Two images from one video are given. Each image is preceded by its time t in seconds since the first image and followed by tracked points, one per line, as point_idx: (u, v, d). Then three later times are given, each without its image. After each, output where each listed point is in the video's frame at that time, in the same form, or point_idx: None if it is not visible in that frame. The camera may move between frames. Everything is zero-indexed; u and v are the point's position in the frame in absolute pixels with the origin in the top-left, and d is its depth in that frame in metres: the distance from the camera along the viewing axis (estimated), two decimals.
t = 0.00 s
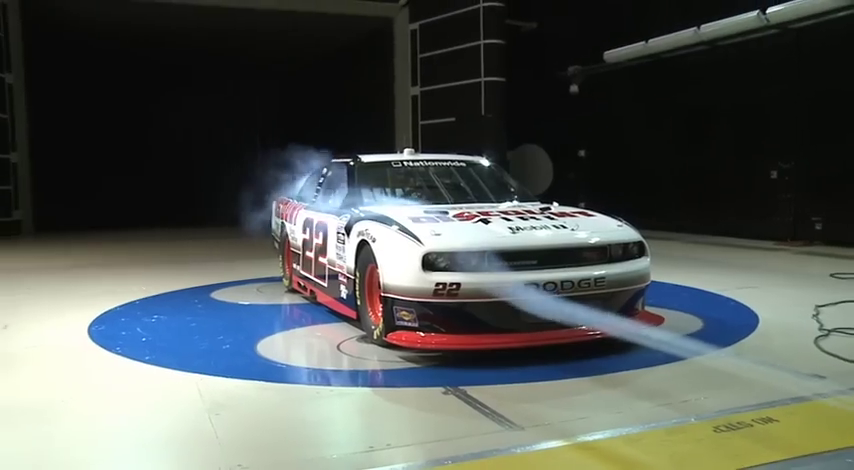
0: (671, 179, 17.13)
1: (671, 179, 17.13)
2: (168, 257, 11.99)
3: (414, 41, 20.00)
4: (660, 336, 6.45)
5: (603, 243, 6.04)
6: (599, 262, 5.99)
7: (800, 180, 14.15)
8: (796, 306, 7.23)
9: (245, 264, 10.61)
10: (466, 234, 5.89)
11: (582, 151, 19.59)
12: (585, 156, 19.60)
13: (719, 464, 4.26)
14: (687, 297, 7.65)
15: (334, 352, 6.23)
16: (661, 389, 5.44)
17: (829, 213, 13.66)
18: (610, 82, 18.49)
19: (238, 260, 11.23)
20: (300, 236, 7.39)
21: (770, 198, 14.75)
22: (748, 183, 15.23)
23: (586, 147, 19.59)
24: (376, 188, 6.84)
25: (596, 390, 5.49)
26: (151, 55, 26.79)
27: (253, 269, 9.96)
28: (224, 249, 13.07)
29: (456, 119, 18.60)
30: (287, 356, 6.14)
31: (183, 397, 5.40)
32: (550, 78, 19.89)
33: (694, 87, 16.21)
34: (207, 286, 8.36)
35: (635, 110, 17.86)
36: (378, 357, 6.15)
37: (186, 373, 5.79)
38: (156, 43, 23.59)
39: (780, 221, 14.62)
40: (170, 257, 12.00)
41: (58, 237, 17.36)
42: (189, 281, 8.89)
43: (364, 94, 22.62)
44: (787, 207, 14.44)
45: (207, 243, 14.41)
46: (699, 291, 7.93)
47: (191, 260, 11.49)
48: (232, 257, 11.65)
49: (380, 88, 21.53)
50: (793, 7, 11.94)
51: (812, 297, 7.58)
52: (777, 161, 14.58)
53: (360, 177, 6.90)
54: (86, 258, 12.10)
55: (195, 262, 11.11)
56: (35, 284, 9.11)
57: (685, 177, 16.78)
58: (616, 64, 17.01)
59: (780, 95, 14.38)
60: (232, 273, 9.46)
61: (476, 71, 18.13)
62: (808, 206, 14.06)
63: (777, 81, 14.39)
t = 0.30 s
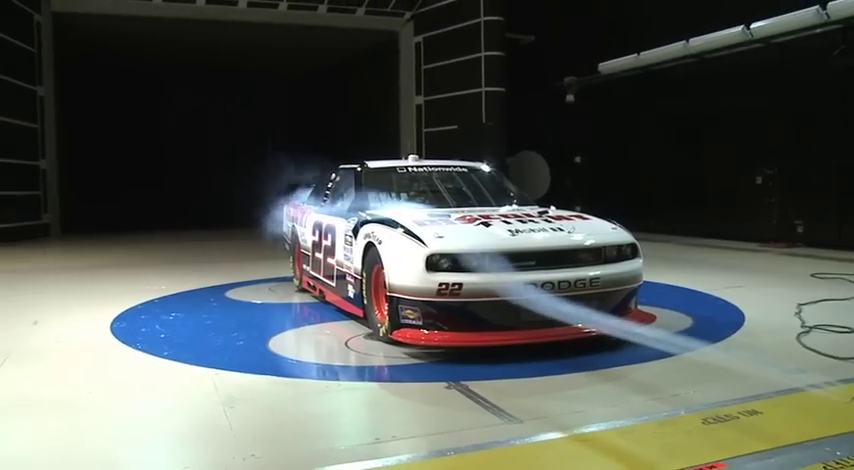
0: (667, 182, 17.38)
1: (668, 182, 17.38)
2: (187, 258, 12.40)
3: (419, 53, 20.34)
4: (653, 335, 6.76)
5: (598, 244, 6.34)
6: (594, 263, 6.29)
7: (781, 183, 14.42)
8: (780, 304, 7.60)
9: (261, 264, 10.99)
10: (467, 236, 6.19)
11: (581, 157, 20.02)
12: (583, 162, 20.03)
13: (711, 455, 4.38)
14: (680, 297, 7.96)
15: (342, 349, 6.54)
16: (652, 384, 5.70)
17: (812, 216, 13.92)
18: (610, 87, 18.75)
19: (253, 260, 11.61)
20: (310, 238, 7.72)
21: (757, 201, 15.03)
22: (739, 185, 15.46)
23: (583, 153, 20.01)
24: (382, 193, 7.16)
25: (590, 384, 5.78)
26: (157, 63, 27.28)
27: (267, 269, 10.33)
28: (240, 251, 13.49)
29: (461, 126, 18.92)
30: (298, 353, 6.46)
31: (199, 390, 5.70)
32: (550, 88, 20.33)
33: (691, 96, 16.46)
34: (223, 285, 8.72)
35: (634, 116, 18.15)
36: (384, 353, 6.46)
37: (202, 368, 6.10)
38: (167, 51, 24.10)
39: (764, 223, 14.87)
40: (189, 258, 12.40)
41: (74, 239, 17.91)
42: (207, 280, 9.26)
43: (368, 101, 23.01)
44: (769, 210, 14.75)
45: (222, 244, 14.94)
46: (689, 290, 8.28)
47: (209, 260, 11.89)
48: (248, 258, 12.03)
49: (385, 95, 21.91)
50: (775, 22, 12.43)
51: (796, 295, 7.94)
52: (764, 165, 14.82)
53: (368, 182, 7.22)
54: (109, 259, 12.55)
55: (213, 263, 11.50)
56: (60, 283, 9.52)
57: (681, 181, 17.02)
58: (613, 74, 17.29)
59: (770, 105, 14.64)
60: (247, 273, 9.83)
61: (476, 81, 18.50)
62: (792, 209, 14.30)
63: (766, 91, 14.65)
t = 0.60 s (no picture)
0: (669, 187, 17.42)
1: (670, 185, 17.41)
2: (192, 259, 12.46)
3: (422, 58, 20.37)
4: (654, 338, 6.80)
5: (600, 248, 6.38)
6: (596, 266, 6.33)
7: (786, 187, 14.44)
8: (780, 306, 7.64)
9: (266, 266, 11.03)
10: (470, 239, 6.23)
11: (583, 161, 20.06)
12: (585, 166, 20.07)
13: (711, 457, 4.42)
14: (681, 300, 8.00)
15: (345, 352, 6.58)
16: (655, 387, 5.73)
17: (813, 220, 13.94)
18: (613, 92, 18.78)
19: (258, 262, 11.66)
20: (314, 242, 7.77)
21: (759, 204, 15.06)
22: (741, 188, 15.50)
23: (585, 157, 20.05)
24: (385, 196, 7.20)
25: (593, 387, 5.81)
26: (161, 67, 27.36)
27: (272, 271, 10.38)
28: (245, 253, 13.55)
29: (463, 130, 18.98)
30: (302, 355, 6.49)
31: (204, 392, 5.73)
32: (553, 91, 20.36)
33: (694, 100, 16.50)
34: (227, 288, 8.76)
35: (636, 119, 18.18)
36: (387, 356, 6.49)
37: (207, 371, 6.13)
38: (170, 56, 24.18)
39: (764, 227, 14.97)
40: (194, 260, 12.46)
41: (79, 243, 18.00)
42: (211, 283, 9.31)
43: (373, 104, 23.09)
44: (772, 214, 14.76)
45: (227, 247, 15.02)
46: (689, 293, 8.32)
47: (214, 263, 11.94)
48: (253, 260, 12.08)
49: (388, 98, 21.97)
50: (774, 27, 12.48)
51: (796, 298, 7.98)
52: (766, 169, 14.85)
53: (370, 185, 7.26)
54: (115, 261, 12.60)
55: (218, 265, 11.56)
56: (65, 285, 9.58)
57: (682, 185, 17.04)
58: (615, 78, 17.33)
59: (772, 109, 14.65)
60: (252, 276, 9.87)
61: (479, 85, 18.55)
62: (794, 213, 14.33)
63: (768, 95, 14.68)
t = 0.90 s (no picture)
0: (671, 192, 17.41)
1: (673, 190, 17.39)
2: (197, 263, 12.48)
3: (425, 62, 20.41)
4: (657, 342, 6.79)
5: (603, 252, 6.37)
6: (599, 270, 6.33)
7: (789, 192, 14.42)
8: (784, 311, 7.63)
9: (269, 270, 11.05)
10: (473, 243, 6.22)
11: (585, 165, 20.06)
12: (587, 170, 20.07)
13: (715, 461, 4.41)
14: (684, 304, 8.00)
15: (348, 356, 6.58)
16: (658, 391, 5.72)
17: (816, 224, 13.93)
18: (616, 96, 18.79)
19: (262, 266, 11.67)
20: (317, 245, 7.77)
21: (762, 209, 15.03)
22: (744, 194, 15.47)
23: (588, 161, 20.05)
24: (388, 200, 7.20)
25: (596, 391, 5.80)
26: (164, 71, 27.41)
27: (275, 275, 10.38)
28: (249, 256, 13.57)
29: (466, 134, 18.99)
30: (305, 359, 6.49)
31: (207, 396, 5.73)
32: (556, 96, 20.37)
33: (696, 104, 16.50)
34: (230, 292, 8.76)
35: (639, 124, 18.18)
36: (390, 361, 6.49)
37: (210, 375, 6.13)
38: (173, 60, 24.23)
39: (769, 231, 14.89)
40: (198, 264, 12.48)
41: (83, 246, 18.06)
42: (214, 286, 9.32)
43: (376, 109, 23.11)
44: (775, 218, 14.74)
45: (229, 250, 15.06)
46: (692, 297, 8.31)
47: (218, 266, 11.96)
48: (257, 264, 12.09)
49: (390, 103, 21.99)
50: (777, 31, 12.49)
51: (800, 302, 7.96)
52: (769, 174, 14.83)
53: (374, 189, 7.27)
54: (119, 265, 12.63)
55: (223, 268, 11.57)
56: (69, 288, 9.59)
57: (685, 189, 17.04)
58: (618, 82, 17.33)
59: (774, 113, 14.65)
60: (255, 279, 9.88)
61: (481, 89, 18.57)
62: (797, 217, 14.31)
63: (770, 99, 14.68)
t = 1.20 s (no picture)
0: (674, 196, 17.40)
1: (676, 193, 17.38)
2: (200, 267, 12.48)
3: (428, 66, 20.44)
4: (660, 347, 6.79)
5: (607, 255, 6.38)
6: (603, 273, 6.32)
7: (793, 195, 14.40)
8: (788, 314, 7.62)
9: (274, 273, 11.06)
10: (477, 246, 6.22)
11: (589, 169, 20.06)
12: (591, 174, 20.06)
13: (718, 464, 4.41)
14: (688, 308, 8.00)
15: (351, 359, 6.58)
16: (661, 395, 5.71)
17: (820, 227, 13.91)
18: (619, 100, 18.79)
19: (267, 269, 11.68)
20: (320, 249, 7.78)
21: (766, 212, 15.01)
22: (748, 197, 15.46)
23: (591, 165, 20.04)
24: (392, 203, 7.22)
25: (599, 395, 5.79)
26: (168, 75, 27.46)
27: (279, 278, 10.39)
28: (254, 260, 13.59)
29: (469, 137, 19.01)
30: (308, 362, 6.49)
31: (210, 398, 5.73)
32: (559, 100, 20.38)
33: (700, 108, 16.49)
34: (233, 295, 8.77)
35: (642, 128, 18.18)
36: (393, 364, 6.49)
37: (213, 378, 6.13)
38: (177, 64, 24.28)
39: (773, 234, 14.86)
40: (202, 267, 12.48)
41: (86, 249, 18.08)
42: (218, 289, 9.33)
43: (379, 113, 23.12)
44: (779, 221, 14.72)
45: (233, 253, 15.08)
46: (696, 301, 8.31)
47: (222, 269, 11.98)
48: (261, 267, 12.10)
49: (394, 106, 22.01)
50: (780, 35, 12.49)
51: (804, 306, 7.95)
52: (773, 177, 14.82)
53: (377, 193, 7.28)
54: (123, 268, 12.65)
55: (227, 272, 11.58)
56: (74, 291, 9.61)
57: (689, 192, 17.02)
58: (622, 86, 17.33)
59: (778, 117, 14.64)
60: (259, 283, 9.89)
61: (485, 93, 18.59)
62: (801, 220, 14.29)
63: (774, 103, 14.68)
